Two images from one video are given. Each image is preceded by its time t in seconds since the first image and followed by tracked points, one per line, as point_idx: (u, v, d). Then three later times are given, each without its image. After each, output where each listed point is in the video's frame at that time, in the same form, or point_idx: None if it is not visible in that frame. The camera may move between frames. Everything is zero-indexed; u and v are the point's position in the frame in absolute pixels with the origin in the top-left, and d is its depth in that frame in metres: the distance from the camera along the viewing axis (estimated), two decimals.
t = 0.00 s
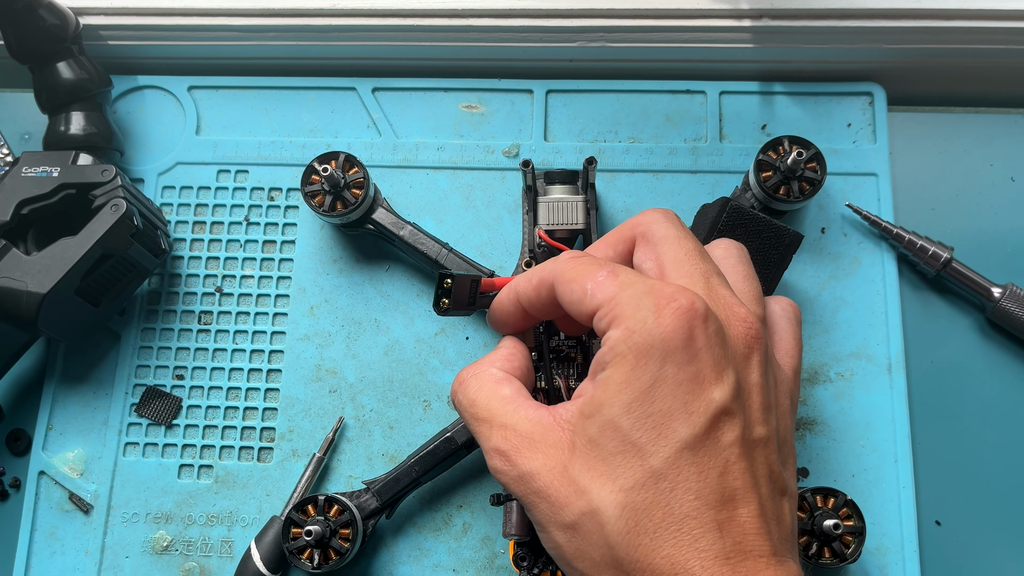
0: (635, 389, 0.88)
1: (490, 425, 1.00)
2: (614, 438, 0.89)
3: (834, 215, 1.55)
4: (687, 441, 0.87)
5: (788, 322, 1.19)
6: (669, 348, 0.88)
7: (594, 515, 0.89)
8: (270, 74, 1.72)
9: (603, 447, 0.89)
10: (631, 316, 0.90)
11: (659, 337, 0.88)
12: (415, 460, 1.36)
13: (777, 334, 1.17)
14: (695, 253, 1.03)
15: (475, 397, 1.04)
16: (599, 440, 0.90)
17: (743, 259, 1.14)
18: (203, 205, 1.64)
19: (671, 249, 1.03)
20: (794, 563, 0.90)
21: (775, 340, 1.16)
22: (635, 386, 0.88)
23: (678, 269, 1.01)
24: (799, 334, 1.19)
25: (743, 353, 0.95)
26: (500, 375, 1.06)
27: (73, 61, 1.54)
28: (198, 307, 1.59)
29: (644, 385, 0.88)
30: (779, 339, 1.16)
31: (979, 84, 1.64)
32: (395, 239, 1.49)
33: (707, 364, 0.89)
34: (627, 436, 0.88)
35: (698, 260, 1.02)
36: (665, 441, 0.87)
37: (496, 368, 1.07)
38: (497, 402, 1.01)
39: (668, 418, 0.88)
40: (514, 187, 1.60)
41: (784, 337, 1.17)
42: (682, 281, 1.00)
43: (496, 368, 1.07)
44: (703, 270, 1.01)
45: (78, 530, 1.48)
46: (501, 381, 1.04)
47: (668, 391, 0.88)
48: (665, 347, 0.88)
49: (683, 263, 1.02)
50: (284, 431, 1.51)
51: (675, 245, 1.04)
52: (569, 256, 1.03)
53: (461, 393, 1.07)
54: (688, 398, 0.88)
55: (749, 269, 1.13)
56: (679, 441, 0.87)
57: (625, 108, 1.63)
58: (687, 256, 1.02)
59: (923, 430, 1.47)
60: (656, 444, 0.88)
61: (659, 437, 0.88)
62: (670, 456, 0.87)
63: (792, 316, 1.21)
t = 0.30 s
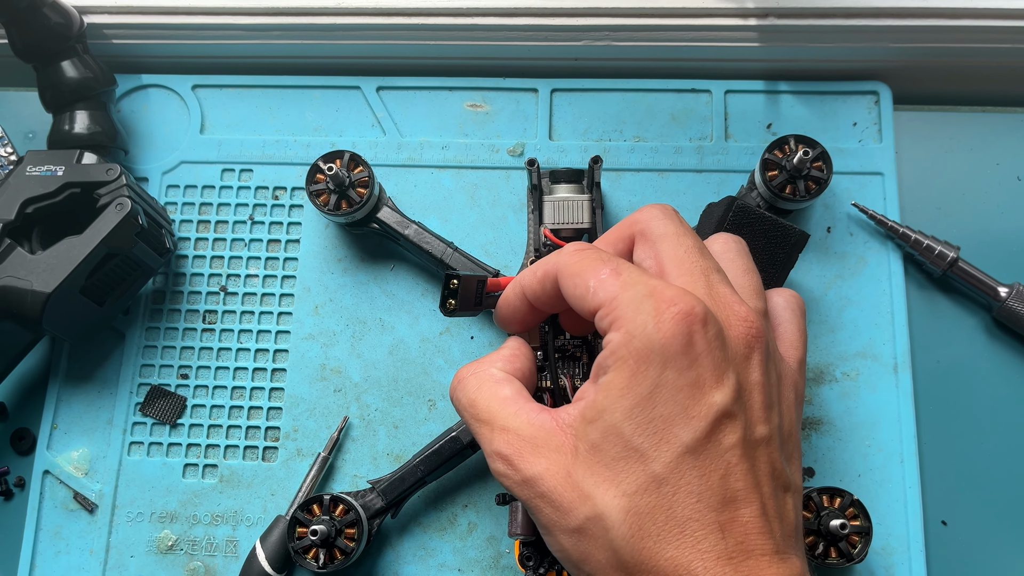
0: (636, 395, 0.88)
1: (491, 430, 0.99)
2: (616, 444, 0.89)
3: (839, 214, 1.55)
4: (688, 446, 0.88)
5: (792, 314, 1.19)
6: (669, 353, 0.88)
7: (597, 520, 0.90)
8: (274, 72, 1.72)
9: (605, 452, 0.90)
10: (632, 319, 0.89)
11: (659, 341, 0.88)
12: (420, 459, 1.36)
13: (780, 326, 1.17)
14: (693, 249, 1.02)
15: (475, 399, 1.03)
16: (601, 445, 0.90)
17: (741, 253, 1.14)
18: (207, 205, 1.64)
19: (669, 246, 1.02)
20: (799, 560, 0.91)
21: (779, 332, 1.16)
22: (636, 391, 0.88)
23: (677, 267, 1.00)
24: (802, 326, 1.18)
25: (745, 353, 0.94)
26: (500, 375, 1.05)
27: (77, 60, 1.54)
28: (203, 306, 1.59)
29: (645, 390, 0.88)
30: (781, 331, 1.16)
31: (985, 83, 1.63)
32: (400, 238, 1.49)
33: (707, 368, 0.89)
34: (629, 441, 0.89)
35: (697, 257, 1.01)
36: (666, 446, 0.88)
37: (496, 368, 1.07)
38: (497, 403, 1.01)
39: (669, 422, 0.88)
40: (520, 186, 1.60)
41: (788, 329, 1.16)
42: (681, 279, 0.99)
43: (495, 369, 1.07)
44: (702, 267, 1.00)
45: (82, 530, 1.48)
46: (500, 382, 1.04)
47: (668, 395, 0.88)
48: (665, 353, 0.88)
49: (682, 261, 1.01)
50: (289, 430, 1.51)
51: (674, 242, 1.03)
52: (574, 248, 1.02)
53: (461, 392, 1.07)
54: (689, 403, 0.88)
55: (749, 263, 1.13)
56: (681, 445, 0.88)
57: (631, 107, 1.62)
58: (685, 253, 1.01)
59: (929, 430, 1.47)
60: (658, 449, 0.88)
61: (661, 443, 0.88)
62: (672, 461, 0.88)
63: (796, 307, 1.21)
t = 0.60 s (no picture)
0: (633, 404, 0.88)
1: (489, 437, 0.99)
2: (614, 453, 0.89)
3: (840, 213, 1.55)
4: (685, 454, 0.88)
5: (788, 306, 1.18)
6: (664, 363, 0.87)
7: (597, 528, 0.90)
8: (274, 72, 1.72)
9: (603, 462, 0.89)
10: (627, 327, 0.89)
11: (654, 351, 0.87)
12: (420, 459, 1.36)
13: (775, 317, 1.17)
14: (685, 249, 1.01)
15: (473, 404, 1.03)
16: (599, 454, 0.90)
17: (728, 247, 1.14)
18: (207, 204, 1.64)
19: (660, 248, 1.02)
20: (799, 558, 0.91)
21: (775, 324, 1.16)
22: (633, 400, 0.88)
23: (671, 269, 1.00)
24: (799, 317, 1.18)
25: (741, 356, 0.93)
26: (497, 379, 1.05)
27: (77, 60, 1.53)
28: (202, 306, 1.58)
29: (642, 398, 0.88)
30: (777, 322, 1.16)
31: (986, 81, 1.63)
32: (400, 237, 1.49)
33: (704, 376, 0.88)
34: (626, 449, 0.89)
35: (689, 258, 1.01)
36: (663, 455, 0.88)
37: (493, 371, 1.07)
38: (494, 409, 1.00)
39: (666, 431, 0.88)
40: (520, 185, 1.60)
41: (784, 320, 1.16)
42: (676, 281, 0.99)
43: (492, 373, 1.07)
44: (696, 268, 1.00)
45: (82, 530, 1.48)
46: (498, 386, 1.03)
47: (665, 404, 0.88)
48: (661, 363, 0.87)
49: (675, 262, 1.00)
50: (289, 430, 1.51)
51: (665, 243, 1.02)
52: (572, 250, 1.01)
53: (459, 397, 1.06)
54: (685, 411, 0.88)
55: (737, 256, 1.12)
56: (678, 454, 0.88)
57: (631, 106, 1.62)
58: (678, 254, 1.01)
59: (930, 429, 1.47)
60: (655, 459, 0.88)
61: (658, 452, 0.88)
62: (669, 470, 0.88)
63: (792, 297, 1.20)
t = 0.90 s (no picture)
0: (630, 398, 0.88)
1: (486, 434, 0.99)
2: (612, 448, 0.89)
3: (836, 210, 1.55)
4: (683, 447, 0.88)
5: (783, 298, 1.18)
6: (661, 356, 0.87)
7: (597, 523, 0.90)
8: (270, 70, 1.72)
9: (601, 457, 0.89)
10: (624, 320, 0.89)
11: (651, 344, 0.87)
12: (416, 456, 1.35)
13: (770, 309, 1.17)
14: (678, 244, 1.01)
15: (468, 404, 1.03)
16: (597, 449, 0.89)
17: (720, 241, 1.14)
18: (203, 202, 1.64)
19: (653, 243, 1.02)
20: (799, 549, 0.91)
21: (769, 317, 1.16)
22: (630, 394, 0.88)
23: (666, 263, 1.00)
24: (793, 309, 1.18)
25: (738, 348, 0.93)
26: (492, 379, 1.05)
27: (73, 58, 1.53)
28: (198, 304, 1.58)
29: (639, 392, 0.88)
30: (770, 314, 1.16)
31: (982, 78, 1.63)
32: (396, 235, 1.48)
33: (700, 368, 0.88)
34: (624, 443, 0.89)
35: (682, 252, 1.01)
36: (661, 449, 0.88)
37: (487, 371, 1.07)
38: (490, 407, 1.00)
39: (663, 424, 0.88)
40: (516, 183, 1.60)
41: (778, 313, 1.16)
42: (670, 275, 0.99)
43: (488, 372, 1.06)
44: (690, 261, 1.00)
45: (79, 527, 1.48)
46: (493, 386, 1.03)
47: (662, 397, 0.88)
48: (657, 356, 0.87)
49: (668, 256, 1.00)
50: (285, 428, 1.51)
51: (658, 237, 1.02)
52: (569, 244, 1.01)
53: (454, 398, 1.06)
54: (682, 404, 0.88)
55: (729, 250, 1.13)
56: (676, 447, 0.88)
57: (627, 103, 1.62)
58: (671, 248, 1.01)
59: (926, 426, 1.47)
60: (653, 452, 0.88)
61: (656, 445, 0.88)
62: (667, 463, 0.88)
63: (786, 289, 1.20)
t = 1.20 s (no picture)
0: (623, 392, 0.88)
1: (480, 429, 0.99)
2: (605, 442, 0.89)
3: (833, 207, 1.55)
4: (675, 441, 0.88)
5: (778, 294, 1.18)
6: (653, 350, 0.87)
7: (590, 517, 0.89)
8: (267, 68, 1.72)
9: (594, 451, 0.89)
10: (616, 315, 0.89)
11: (643, 338, 0.87)
12: (412, 454, 1.35)
13: (764, 305, 1.17)
14: (668, 240, 1.02)
15: (463, 398, 1.03)
16: (590, 444, 0.89)
17: (713, 236, 1.14)
18: (200, 200, 1.64)
19: (643, 240, 1.02)
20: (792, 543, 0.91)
21: (764, 313, 1.16)
22: (623, 388, 0.88)
23: (658, 259, 1.00)
24: (789, 304, 1.17)
25: (730, 342, 0.93)
26: (486, 373, 1.04)
27: (69, 56, 1.53)
28: (195, 302, 1.58)
29: (632, 386, 0.88)
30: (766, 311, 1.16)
31: (979, 74, 1.63)
32: (392, 233, 1.48)
33: (692, 362, 0.88)
34: (616, 438, 0.88)
35: (673, 248, 1.01)
36: (653, 443, 0.88)
37: (482, 365, 1.06)
38: (484, 402, 1.00)
39: (656, 418, 0.88)
40: (513, 180, 1.60)
41: (773, 309, 1.16)
42: (662, 270, 0.99)
43: (482, 367, 1.06)
44: (681, 256, 1.00)
45: (76, 525, 1.48)
46: (487, 379, 1.03)
47: (654, 392, 0.88)
48: (650, 350, 0.87)
49: (659, 252, 1.00)
50: (282, 426, 1.51)
51: (649, 234, 1.02)
52: (561, 240, 1.01)
53: (449, 391, 1.06)
54: (675, 398, 0.88)
55: (723, 245, 1.13)
56: (669, 442, 0.88)
57: (624, 100, 1.62)
58: (661, 245, 1.01)
59: (923, 422, 1.47)
60: (646, 446, 0.88)
61: (649, 439, 0.88)
62: (660, 457, 0.88)
63: (782, 284, 1.20)
